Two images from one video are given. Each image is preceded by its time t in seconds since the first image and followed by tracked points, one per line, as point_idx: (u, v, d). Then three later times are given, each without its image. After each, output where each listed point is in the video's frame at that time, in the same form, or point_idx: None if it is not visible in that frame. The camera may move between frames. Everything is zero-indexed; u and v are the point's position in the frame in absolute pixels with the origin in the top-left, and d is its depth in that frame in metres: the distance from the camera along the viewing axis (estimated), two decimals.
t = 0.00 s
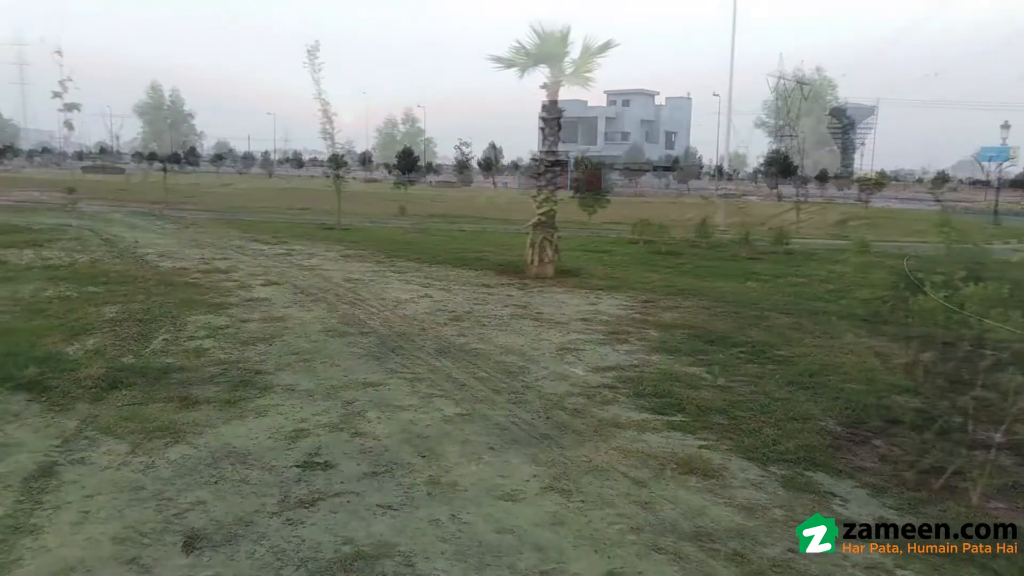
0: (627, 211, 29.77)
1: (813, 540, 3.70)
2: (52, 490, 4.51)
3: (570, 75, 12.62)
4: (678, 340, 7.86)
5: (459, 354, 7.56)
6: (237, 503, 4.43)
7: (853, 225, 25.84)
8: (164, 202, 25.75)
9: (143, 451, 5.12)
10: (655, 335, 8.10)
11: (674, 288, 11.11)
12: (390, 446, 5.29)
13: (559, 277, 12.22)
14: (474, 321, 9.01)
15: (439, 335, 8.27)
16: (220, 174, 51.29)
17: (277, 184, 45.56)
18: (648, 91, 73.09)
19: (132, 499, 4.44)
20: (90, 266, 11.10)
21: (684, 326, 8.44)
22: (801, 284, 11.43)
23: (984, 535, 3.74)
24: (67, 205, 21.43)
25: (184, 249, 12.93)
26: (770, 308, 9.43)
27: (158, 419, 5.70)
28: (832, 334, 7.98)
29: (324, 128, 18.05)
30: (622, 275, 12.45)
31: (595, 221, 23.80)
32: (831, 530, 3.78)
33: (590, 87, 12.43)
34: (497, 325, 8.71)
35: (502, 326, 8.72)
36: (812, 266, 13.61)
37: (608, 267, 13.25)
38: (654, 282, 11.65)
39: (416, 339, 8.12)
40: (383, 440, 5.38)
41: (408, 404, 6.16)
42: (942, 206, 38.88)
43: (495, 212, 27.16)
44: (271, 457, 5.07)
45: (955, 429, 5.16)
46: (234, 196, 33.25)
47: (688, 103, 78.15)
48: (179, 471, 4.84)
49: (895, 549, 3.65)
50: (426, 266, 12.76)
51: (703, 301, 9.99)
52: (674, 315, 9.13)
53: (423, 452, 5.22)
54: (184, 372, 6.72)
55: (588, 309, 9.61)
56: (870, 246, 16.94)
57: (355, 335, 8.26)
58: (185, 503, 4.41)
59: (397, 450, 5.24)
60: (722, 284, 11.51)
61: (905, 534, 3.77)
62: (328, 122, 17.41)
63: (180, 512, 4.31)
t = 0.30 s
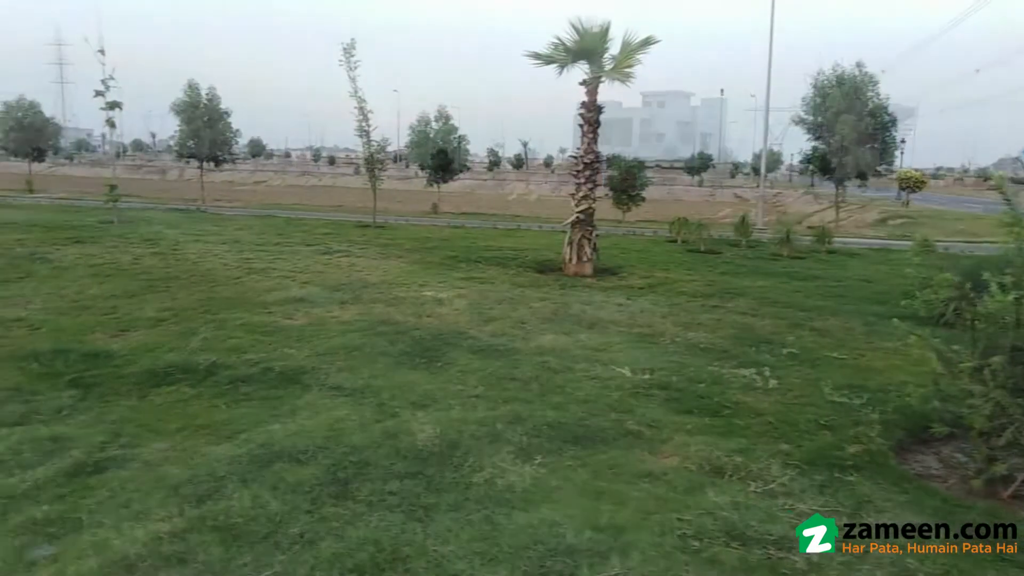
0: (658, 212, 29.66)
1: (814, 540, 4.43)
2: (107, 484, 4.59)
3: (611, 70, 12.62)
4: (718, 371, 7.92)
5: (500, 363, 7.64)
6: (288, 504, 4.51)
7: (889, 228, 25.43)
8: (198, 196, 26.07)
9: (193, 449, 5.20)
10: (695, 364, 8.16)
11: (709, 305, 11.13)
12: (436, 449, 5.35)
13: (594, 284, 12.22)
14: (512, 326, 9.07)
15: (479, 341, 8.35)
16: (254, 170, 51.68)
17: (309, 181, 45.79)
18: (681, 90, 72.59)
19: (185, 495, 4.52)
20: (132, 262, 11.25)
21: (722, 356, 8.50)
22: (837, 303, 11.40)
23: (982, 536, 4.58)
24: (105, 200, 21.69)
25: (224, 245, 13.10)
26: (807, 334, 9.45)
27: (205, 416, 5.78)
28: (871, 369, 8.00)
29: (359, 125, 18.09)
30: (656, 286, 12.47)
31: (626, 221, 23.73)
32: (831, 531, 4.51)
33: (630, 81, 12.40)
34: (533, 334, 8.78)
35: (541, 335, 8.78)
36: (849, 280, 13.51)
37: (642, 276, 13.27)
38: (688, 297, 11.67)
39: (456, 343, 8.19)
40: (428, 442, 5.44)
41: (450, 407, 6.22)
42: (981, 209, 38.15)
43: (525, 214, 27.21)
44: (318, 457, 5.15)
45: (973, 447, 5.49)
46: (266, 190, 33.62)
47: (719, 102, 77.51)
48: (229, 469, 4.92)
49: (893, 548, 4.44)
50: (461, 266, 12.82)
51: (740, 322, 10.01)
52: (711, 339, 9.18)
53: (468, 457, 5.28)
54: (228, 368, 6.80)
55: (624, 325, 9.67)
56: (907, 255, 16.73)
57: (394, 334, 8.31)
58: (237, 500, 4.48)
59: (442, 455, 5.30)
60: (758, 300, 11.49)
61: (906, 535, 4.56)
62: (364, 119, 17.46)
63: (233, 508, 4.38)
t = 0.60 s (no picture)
0: (693, 211, 29.38)
1: (813, 540, 4.38)
2: (166, 481, 4.61)
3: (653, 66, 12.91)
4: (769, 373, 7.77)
5: (549, 361, 7.57)
6: (345, 502, 4.49)
7: (931, 227, 24.93)
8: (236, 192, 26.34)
9: (248, 445, 5.22)
10: (745, 365, 8.01)
11: (753, 305, 10.97)
12: (490, 449, 5.30)
13: (635, 282, 12.09)
14: (557, 324, 9.00)
15: (526, 339, 8.28)
16: (289, 167, 52.17)
17: (343, 178, 46.07)
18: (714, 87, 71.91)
19: (245, 493, 4.52)
20: (177, 258, 11.38)
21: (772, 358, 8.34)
22: (886, 304, 11.16)
23: (984, 536, 4.52)
24: (146, 197, 21.98)
25: (266, 242, 13.20)
26: (858, 337, 9.25)
27: (258, 413, 5.79)
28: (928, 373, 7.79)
29: (397, 122, 18.14)
30: (698, 285, 12.32)
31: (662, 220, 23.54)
32: (832, 531, 4.46)
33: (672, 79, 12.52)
34: (577, 333, 8.70)
35: (587, 333, 8.70)
36: (896, 280, 13.23)
37: (683, 275, 13.12)
38: (732, 297, 11.50)
39: (503, 341, 8.14)
40: (481, 441, 5.39)
41: (501, 406, 6.17)
42: None
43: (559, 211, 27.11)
44: (372, 455, 5.13)
45: None
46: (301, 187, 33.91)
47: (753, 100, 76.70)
48: (285, 466, 4.92)
49: (895, 548, 4.39)
50: (501, 263, 12.78)
51: (787, 324, 9.84)
52: (759, 340, 9.02)
53: (522, 458, 5.22)
54: (278, 365, 6.81)
55: (669, 324, 9.54)
56: (953, 256, 16.37)
57: (439, 331, 8.29)
58: (296, 497, 4.48)
59: (496, 455, 5.24)
60: (803, 301, 11.29)
61: (907, 535, 4.50)
62: (402, 117, 17.50)
63: (292, 506, 4.37)
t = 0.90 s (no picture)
0: (731, 210, 29.06)
1: (814, 540, 4.36)
2: (228, 478, 4.66)
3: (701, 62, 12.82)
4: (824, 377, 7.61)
5: (598, 360, 7.50)
6: (406, 503, 4.47)
7: (979, 226, 24.35)
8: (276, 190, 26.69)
9: (306, 443, 5.23)
10: (798, 368, 7.87)
11: (802, 306, 10.79)
12: (547, 451, 5.25)
13: (678, 281, 11.97)
14: (605, 322, 8.93)
15: (573, 337, 8.24)
16: (325, 164, 52.74)
17: (379, 175, 46.39)
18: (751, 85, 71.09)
19: (306, 491, 4.53)
20: (224, 255, 11.56)
21: (825, 361, 8.18)
22: (938, 306, 10.91)
23: (985, 537, 4.53)
24: (191, 194, 22.23)
25: (309, 239, 13.32)
26: (913, 340, 9.05)
27: (314, 411, 5.83)
28: (990, 379, 7.57)
29: (438, 120, 18.19)
30: (743, 284, 12.17)
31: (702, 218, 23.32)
32: (832, 532, 4.44)
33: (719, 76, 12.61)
34: (625, 332, 8.61)
35: (635, 332, 8.62)
36: (947, 281, 12.93)
37: (727, 274, 12.97)
38: (778, 297, 11.32)
39: (551, 339, 8.09)
40: (538, 442, 5.34)
41: (555, 406, 6.12)
42: None
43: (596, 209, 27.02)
44: (430, 454, 5.10)
45: None
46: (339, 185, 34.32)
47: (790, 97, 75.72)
48: (343, 464, 4.92)
49: (896, 548, 4.39)
50: (543, 260, 12.74)
51: (839, 326, 9.65)
52: (811, 343, 8.85)
53: (580, 461, 5.17)
54: (331, 363, 6.85)
55: (717, 325, 9.42)
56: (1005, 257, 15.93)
57: (487, 329, 8.26)
58: (357, 497, 4.47)
59: (554, 457, 5.19)
60: (853, 303, 11.09)
61: (908, 536, 4.50)
62: (443, 116, 17.56)
63: (353, 506, 4.36)
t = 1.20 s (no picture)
0: (776, 210, 28.60)
1: (814, 540, 4.32)
2: (291, 476, 4.69)
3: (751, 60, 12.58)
4: (887, 383, 7.40)
5: (653, 362, 7.40)
6: (469, 505, 4.43)
7: None
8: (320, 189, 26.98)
9: (366, 443, 5.23)
10: (859, 373, 7.66)
11: (858, 309, 10.52)
12: (608, 455, 5.16)
13: (728, 282, 11.78)
14: (657, 324, 8.81)
15: (626, 338, 8.13)
16: (368, 163, 53.27)
17: (420, 174, 46.64)
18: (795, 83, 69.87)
19: (369, 492, 4.52)
20: (275, 254, 11.70)
21: (887, 366, 7.95)
22: (1001, 309, 10.56)
23: (983, 537, 4.51)
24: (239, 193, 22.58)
25: (357, 238, 13.43)
26: (978, 345, 8.75)
27: (371, 410, 5.84)
28: None
29: (483, 120, 18.20)
30: (794, 286, 11.92)
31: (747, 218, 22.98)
32: (831, 531, 4.40)
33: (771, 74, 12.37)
34: (678, 334, 8.48)
35: (688, 334, 8.49)
36: (1008, 284, 12.50)
37: (778, 275, 12.72)
38: (832, 300, 11.06)
39: (604, 340, 8.00)
40: (599, 446, 5.26)
41: (613, 408, 6.03)
42: None
43: (638, 209, 26.80)
44: (490, 457, 5.06)
45: None
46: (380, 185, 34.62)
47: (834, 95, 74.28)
48: (404, 465, 4.90)
49: (896, 549, 4.35)
50: (590, 260, 12.64)
51: (899, 330, 9.38)
52: (871, 347, 8.61)
53: (642, 466, 5.08)
54: (386, 362, 6.86)
55: (772, 327, 9.22)
56: None
57: (539, 329, 8.20)
58: (420, 498, 4.44)
59: (615, 461, 5.11)
60: (911, 306, 10.78)
61: (907, 536, 4.47)
62: (487, 115, 17.55)
63: (416, 508, 4.34)
